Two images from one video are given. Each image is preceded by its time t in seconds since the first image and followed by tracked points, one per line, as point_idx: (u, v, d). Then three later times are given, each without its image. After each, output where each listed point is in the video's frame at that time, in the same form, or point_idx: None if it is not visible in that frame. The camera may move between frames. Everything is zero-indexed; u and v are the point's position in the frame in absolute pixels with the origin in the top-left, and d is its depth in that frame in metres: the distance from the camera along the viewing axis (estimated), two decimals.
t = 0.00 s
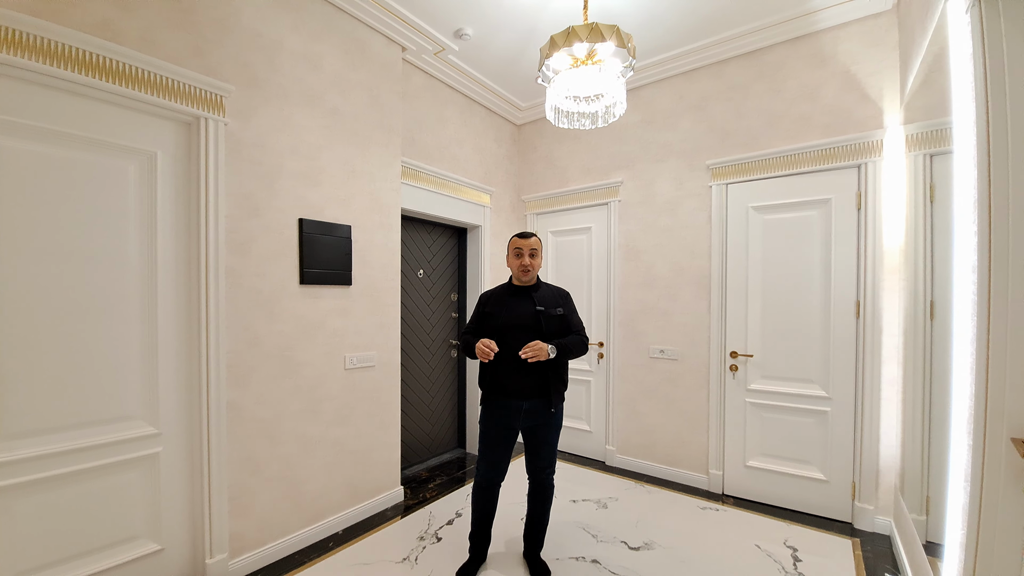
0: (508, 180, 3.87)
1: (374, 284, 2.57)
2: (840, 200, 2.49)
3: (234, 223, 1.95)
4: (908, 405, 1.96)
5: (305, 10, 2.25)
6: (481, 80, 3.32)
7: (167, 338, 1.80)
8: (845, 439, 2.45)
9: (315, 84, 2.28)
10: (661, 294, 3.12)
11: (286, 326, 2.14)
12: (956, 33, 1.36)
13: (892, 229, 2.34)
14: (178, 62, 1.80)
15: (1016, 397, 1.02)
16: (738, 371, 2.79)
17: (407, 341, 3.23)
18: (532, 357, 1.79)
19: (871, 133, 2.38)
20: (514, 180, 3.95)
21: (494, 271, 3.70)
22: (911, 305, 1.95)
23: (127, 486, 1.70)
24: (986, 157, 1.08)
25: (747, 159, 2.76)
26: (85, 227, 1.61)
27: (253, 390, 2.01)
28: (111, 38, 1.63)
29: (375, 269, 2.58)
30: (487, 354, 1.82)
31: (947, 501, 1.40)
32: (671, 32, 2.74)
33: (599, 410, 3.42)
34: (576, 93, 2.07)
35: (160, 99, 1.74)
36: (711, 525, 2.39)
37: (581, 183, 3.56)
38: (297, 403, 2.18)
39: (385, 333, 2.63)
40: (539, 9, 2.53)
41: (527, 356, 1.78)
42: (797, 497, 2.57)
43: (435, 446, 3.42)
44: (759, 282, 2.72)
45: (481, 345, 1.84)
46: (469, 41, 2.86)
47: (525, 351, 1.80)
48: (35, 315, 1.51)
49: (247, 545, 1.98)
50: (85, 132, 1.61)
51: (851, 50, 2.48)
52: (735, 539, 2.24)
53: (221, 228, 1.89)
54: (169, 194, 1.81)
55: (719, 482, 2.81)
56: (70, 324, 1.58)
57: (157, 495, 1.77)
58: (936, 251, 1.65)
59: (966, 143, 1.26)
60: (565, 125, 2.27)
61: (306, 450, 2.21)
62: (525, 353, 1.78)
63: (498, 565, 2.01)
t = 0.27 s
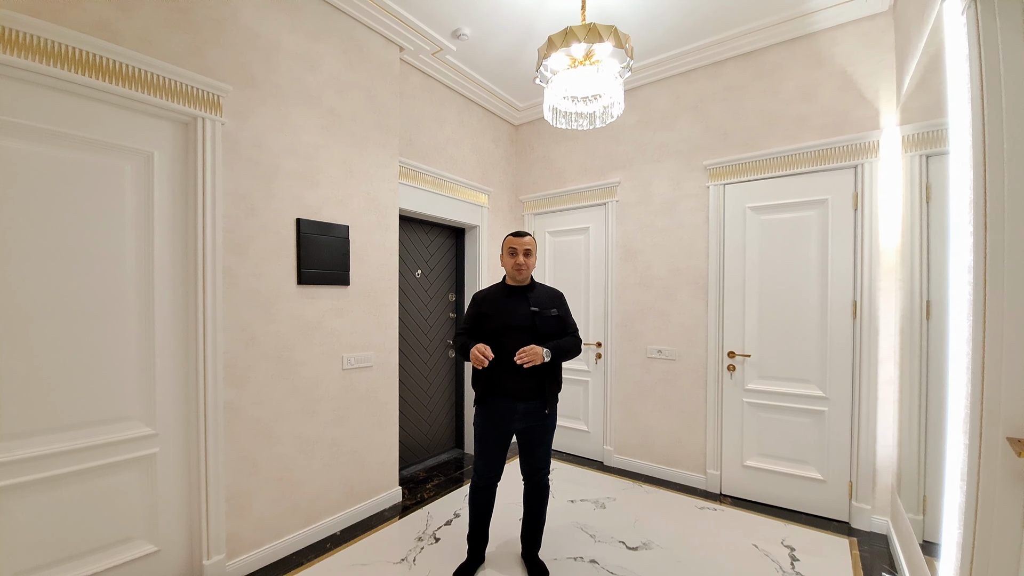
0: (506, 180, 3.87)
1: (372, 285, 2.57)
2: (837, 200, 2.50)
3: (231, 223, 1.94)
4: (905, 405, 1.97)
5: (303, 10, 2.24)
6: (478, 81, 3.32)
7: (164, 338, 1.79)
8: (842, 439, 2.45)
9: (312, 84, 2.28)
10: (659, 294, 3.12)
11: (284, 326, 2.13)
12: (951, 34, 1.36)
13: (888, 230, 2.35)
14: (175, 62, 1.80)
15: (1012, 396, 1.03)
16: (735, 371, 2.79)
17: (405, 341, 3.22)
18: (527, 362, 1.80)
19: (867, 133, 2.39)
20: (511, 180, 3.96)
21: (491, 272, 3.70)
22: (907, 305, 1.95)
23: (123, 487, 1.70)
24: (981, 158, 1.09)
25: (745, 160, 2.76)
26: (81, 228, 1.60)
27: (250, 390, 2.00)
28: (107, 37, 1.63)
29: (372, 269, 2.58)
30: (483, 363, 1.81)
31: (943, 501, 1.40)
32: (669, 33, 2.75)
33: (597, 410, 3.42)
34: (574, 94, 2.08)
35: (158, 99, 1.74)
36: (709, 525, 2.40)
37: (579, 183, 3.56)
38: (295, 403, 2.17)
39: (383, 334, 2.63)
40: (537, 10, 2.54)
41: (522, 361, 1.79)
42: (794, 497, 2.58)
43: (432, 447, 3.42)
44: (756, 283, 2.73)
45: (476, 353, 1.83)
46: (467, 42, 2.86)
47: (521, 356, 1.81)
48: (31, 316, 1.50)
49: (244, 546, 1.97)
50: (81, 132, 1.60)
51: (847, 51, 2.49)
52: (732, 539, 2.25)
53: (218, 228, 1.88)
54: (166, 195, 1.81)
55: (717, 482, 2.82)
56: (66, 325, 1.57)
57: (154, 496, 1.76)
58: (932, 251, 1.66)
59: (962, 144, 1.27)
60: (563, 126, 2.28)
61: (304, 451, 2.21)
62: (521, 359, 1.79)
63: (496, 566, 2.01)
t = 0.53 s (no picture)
0: (504, 180, 3.87)
1: (370, 285, 2.56)
2: (834, 201, 2.51)
3: (229, 222, 1.94)
4: (902, 405, 1.97)
5: (301, 10, 2.24)
6: (477, 81, 3.32)
7: (161, 338, 1.78)
8: (839, 439, 2.46)
9: (311, 83, 2.28)
10: (657, 294, 3.13)
11: (281, 326, 2.13)
12: (949, 35, 1.37)
13: (885, 230, 2.36)
14: (173, 62, 1.79)
15: (1009, 396, 1.03)
16: (733, 371, 2.79)
17: (403, 341, 3.22)
18: (518, 346, 1.78)
19: (864, 134, 2.40)
20: (510, 180, 3.96)
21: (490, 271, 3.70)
22: (904, 305, 1.96)
23: (120, 487, 1.69)
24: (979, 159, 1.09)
25: (742, 160, 2.77)
26: (78, 227, 1.59)
27: (248, 390, 2.00)
28: (105, 36, 1.62)
29: (371, 269, 2.57)
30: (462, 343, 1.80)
31: (940, 500, 1.40)
32: (667, 34, 2.75)
33: (595, 410, 3.42)
34: (572, 94, 2.09)
35: (155, 98, 1.73)
36: (707, 525, 2.40)
37: (577, 183, 3.56)
38: (293, 403, 2.17)
39: (381, 334, 2.62)
40: (535, 10, 2.54)
41: (513, 345, 1.77)
42: (792, 497, 2.58)
43: (430, 447, 3.42)
44: (754, 283, 2.74)
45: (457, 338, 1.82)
46: (465, 42, 2.86)
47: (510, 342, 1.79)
48: (28, 316, 1.49)
49: (241, 546, 1.96)
50: (78, 131, 1.59)
51: (845, 52, 2.50)
52: (730, 539, 2.25)
53: (216, 228, 1.88)
54: (163, 194, 1.80)
55: (714, 482, 2.82)
56: (63, 325, 1.56)
57: (151, 496, 1.76)
58: (929, 251, 1.66)
59: (959, 145, 1.28)
60: (561, 126, 2.28)
61: (302, 451, 2.21)
62: (512, 343, 1.77)
63: (494, 566, 2.01)
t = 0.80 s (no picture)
0: (503, 180, 3.88)
1: (369, 285, 2.56)
2: (833, 202, 2.52)
3: (228, 223, 1.94)
4: (901, 405, 1.98)
5: (300, 10, 2.24)
6: (476, 81, 3.32)
7: (160, 339, 1.78)
8: (838, 439, 2.47)
9: (310, 84, 2.27)
10: (656, 295, 3.13)
11: (281, 327, 2.12)
12: (948, 37, 1.37)
13: (884, 231, 2.37)
14: (172, 62, 1.79)
15: (1007, 396, 1.04)
16: (732, 371, 2.80)
17: (402, 342, 3.22)
18: (507, 359, 1.77)
19: (863, 135, 2.41)
20: (509, 180, 3.96)
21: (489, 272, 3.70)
22: (902, 306, 1.97)
23: (119, 488, 1.69)
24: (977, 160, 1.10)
25: (740, 161, 2.78)
26: (77, 228, 1.59)
27: (247, 391, 2.00)
28: (104, 36, 1.62)
29: (370, 269, 2.57)
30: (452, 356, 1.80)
31: (938, 501, 1.40)
32: (666, 35, 2.76)
33: (595, 410, 3.42)
34: (572, 95, 2.10)
35: (154, 99, 1.73)
36: (706, 525, 2.40)
37: (577, 184, 3.57)
38: (292, 404, 2.17)
39: (380, 334, 2.62)
40: (535, 11, 2.54)
41: (503, 359, 1.76)
42: (791, 497, 2.59)
43: (430, 447, 3.41)
44: (753, 283, 2.74)
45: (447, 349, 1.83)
46: (465, 42, 2.86)
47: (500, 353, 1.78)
48: (26, 316, 1.49)
49: (241, 547, 1.96)
50: (77, 131, 1.59)
51: (843, 53, 2.50)
52: (730, 539, 2.26)
53: (216, 228, 1.88)
54: (163, 194, 1.80)
55: (714, 482, 2.83)
56: (62, 325, 1.56)
57: (150, 497, 1.75)
58: (927, 252, 1.67)
59: (957, 147, 1.28)
60: (561, 126, 2.29)
61: (301, 452, 2.20)
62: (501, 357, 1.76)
63: (494, 566, 2.01)
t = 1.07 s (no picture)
0: (504, 180, 3.88)
1: (370, 285, 2.56)
2: (833, 202, 2.52)
3: (229, 223, 1.94)
4: (901, 405, 1.98)
5: (301, 10, 2.24)
6: (477, 81, 3.32)
7: (161, 339, 1.78)
8: (838, 439, 2.47)
9: (311, 84, 2.27)
10: (656, 295, 3.13)
11: (281, 327, 2.12)
12: (949, 37, 1.37)
13: (884, 231, 2.37)
14: (173, 62, 1.79)
15: (1007, 396, 1.04)
16: (733, 371, 2.80)
17: (403, 342, 3.21)
18: (503, 359, 1.76)
19: (864, 136, 2.41)
20: (509, 180, 3.96)
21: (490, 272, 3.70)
22: (903, 306, 1.97)
23: (120, 488, 1.69)
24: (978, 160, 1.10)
25: (740, 162, 2.78)
26: (78, 228, 1.59)
27: (248, 391, 2.00)
28: (105, 36, 1.62)
29: (371, 270, 2.57)
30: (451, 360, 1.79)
31: (939, 500, 1.41)
32: (667, 35, 2.76)
33: (595, 410, 3.43)
34: (573, 95, 2.09)
35: (155, 99, 1.73)
36: (706, 525, 2.40)
37: (577, 184, 3.57)
38: (293, 404, 2.17)
39: (381, 334, 2.62)
40: (535, 11, 2.54)
41: (499, 360, 1.76)
42: (791, 497, 2.59)
43: (430, 447, 3.41)
44: (753, 283, 2.74)
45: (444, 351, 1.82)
46: (465, 42, 2.86)
47: (497, 354, 1.77)
48: (27, 316, 1.49)
49: (242, 547, 1.96)
50: (78, 131, 1.59)
51: (843, 54, 2.51)
52: (730, 539, 2.26)
53: (216, 228, 1.88)
54: (163, 195, 1.80)
55: (714, 482, 2.83)
56: (63, 325, 1.56)
57: (151, 497, 1.75)
58: (928, 252, 1.67)
59: (958, 147, 1.28)
60: (562, 126, 2.29)
61: (302, 452, 2.20)
62: (496, 357, 1.75)
63: (495, 566, 2.01)
